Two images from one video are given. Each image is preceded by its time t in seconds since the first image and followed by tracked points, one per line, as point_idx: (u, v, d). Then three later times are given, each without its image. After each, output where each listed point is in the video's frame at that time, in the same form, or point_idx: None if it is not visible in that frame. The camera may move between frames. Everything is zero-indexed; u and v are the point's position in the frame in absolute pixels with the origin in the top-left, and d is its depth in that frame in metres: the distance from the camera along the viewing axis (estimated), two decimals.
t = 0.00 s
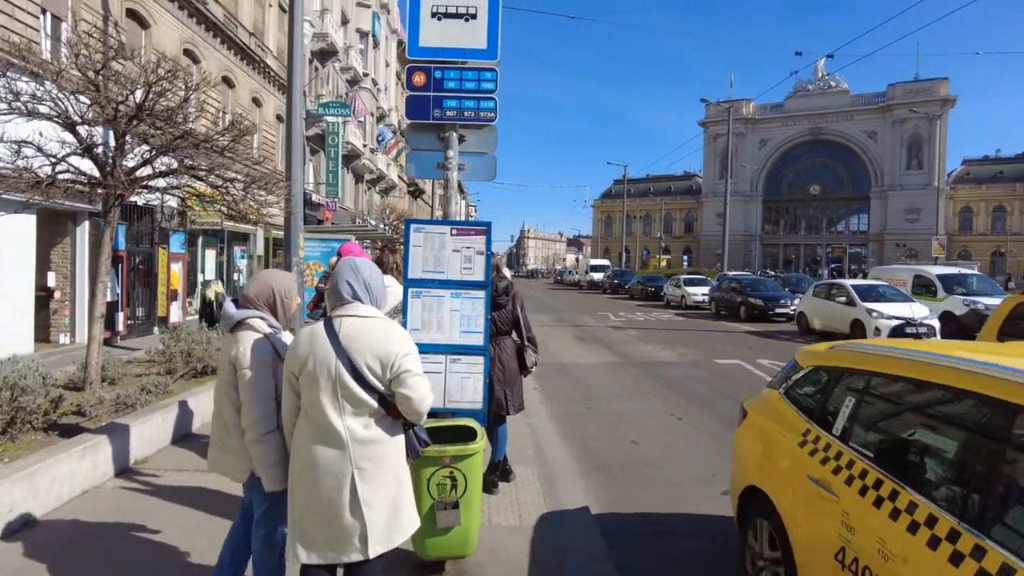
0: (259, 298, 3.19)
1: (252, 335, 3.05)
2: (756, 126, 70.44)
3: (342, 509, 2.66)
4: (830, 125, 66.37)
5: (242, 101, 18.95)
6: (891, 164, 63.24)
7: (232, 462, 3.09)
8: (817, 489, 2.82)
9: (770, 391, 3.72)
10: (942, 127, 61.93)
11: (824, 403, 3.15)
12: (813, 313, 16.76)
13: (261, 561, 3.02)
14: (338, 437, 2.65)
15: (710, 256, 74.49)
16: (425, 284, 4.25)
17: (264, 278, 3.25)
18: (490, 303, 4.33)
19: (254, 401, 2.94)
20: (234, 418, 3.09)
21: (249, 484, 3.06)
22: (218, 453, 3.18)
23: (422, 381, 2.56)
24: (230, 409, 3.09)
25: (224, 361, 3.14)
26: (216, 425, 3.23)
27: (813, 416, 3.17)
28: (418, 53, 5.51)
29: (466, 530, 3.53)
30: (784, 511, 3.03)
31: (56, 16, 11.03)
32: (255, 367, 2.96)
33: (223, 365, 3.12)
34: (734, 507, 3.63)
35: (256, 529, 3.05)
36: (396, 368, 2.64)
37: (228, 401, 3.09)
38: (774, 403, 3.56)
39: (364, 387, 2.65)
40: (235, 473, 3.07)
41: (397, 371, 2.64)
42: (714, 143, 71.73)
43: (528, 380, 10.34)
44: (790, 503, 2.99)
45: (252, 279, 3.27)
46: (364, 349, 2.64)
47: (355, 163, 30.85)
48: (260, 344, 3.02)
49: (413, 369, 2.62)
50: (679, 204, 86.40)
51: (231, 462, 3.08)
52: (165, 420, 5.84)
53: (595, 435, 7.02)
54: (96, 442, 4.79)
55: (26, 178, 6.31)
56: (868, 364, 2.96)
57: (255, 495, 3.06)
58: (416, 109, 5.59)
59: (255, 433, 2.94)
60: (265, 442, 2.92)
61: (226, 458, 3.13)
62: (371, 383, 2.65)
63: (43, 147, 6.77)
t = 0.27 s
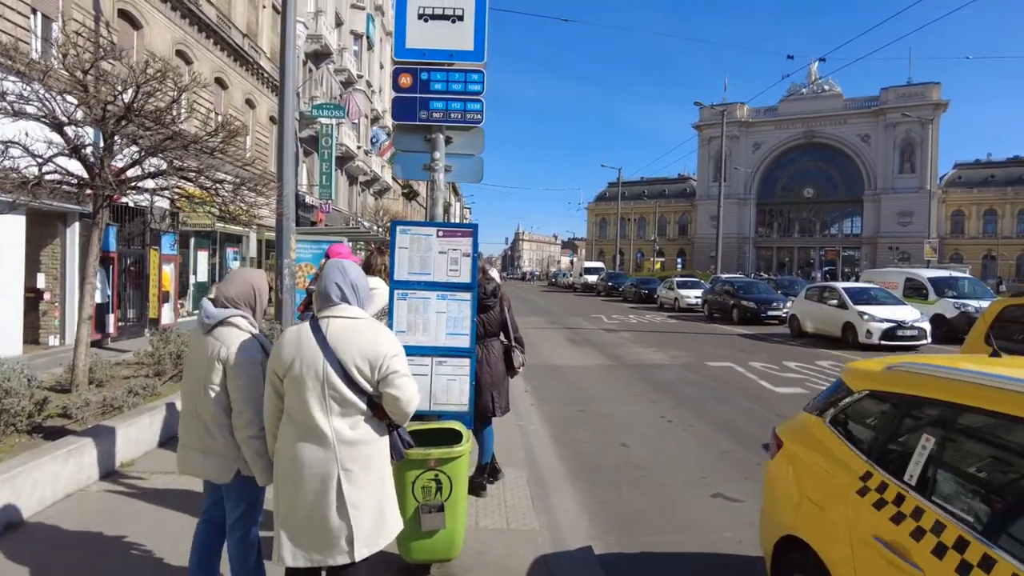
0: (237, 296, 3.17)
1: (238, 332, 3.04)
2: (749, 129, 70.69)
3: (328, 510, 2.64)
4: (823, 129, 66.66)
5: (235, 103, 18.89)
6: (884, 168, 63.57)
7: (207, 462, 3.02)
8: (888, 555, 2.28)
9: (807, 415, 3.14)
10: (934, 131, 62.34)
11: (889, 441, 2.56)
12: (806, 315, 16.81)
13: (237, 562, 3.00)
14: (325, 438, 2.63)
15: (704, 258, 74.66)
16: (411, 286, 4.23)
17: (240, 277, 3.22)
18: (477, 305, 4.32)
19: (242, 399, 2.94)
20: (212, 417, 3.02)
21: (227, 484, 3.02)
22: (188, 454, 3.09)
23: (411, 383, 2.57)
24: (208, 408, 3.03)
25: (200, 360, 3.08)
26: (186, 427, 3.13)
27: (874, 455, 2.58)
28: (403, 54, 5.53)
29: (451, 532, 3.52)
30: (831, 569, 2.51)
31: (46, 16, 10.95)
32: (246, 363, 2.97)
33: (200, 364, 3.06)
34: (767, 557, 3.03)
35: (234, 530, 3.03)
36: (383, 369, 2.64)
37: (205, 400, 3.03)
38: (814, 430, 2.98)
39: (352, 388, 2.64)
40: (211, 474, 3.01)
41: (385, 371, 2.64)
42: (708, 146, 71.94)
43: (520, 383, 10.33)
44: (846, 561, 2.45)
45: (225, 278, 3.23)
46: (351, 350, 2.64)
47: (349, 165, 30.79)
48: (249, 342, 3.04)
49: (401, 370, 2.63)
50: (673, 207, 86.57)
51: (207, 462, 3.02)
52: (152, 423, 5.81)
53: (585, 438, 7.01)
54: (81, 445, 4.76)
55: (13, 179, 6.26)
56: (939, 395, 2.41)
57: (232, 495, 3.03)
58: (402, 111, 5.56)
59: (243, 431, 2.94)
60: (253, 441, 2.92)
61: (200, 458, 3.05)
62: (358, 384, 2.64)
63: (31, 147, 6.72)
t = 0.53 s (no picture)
0: (210, 295, 3.12)
1: (216, 332, 3.01)
2: (744, 132, 70.94)
3: (316, 507, 2.58)
4: (817, 132, 66.94)
5: (228, 103, 18.82)
6: (877, 170, 63.86)
7: (182, 464, 2.96)
8: None
9: (864, 447, 2.73)
10: (926, 135, 62.70)
11: (1012, 491, 2.06)
12: (799, 317, 16.82)
13: (219, 563, 3.01)
14: (313, 434, 2.58)
15: (698, 260, 74.81)
16: (397, 287, 4.20)
17: (209, 275, 3.15)
18: (464, 306, 4.30)
19: (223, 398, 2.91)
20: (189, 419, 2.97)
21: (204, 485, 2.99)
22: (158, 456, 3.01)
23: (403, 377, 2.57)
24: (184, 409, 2.96)
25: (172, 360, 3.00)
26: (157, 430, 3.04)
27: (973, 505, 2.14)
28: (391, 53, 5.50)
29: (438, 534, 3.49)
30: None
31: (37, 14, 10.87)
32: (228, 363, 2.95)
33: (174, 364, 2.99)
34: None
35: (213, 532, 3.01)
36: (374, 364, 2.64)
37: (181, 401, 2.96)
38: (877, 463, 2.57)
39: (341, 385, 2.61)
40: (186, 476, 2.95)
41: (374, 366, 2.64)
42: (702, 148, 72.13)
43: (512, 384, 10.30)
44: None
45: (194, 276, 3.15)
46: (341, 345, 2.62)
47: (343, 165, 30.71)
48: (229, 341, 3.02)
49: (390, 365, 2.64)
50: (667, 209, 86.72)
51: (183, 465, 2.96)
52: (138, 424, 5.75)
53: (577, 441, 6.98)
54: (65, 447, 4.71)
55: None
56: None
57: (211, 497, 3.01)
58: (390, 110, 5.54)
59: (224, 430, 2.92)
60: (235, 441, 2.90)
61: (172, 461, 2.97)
62: (348, 380, 2.62)
63: (18, 146, 6.66)
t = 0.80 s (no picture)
0: (187, 296, 3.08)
1: (196, 330, 2.98)
2: (740, 134, 71.06)
3: (305, 502, 2.56)
4: (813, 133, 67.10)
5: (223, 102, 18.75)
6: (873, 172, 64.05)
7: (162, 468, 2.91)
8: None
9: (958, 495, 2.42)
10: (922, 136, 62.91)
11: None
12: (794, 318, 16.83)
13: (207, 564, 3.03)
14: (303, 428, 2.57)
15: (694, 261, 74.89)
16: (389, 287, 4.17)
17: (184, 275, 3.11)
18: (457, 306, 4.28)
19: (206, 397, 2.88)
20: (171, 419, 2.92)
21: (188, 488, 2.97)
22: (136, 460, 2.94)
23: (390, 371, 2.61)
24: (165, 410, 2.91)
25: (151, 362, 2.95)
26: (135, 432, 2.97)
27: None
28: (383, 52, 5.48)
29: (429, 537, 3.46)
30: None
31: (31, 13, 10.80)
32: (210, 361, 2.93)
33: (153, 365, 2.93)
34: None
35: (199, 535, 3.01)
36: (361, 359, 2.68)
37: (162, 401, 2.91)
38: (976, 514, 2.23)
39: (328, 381, 2.62)
40: (168, 477, 2.91)
41: (361, 362, 2.68)
42: (699, 150, 72.23)
43: (506, 385, 10.27)
44: None
45: (168, 277, 3.10)
46: (329, 341, 2.63)
47: (339, 166, 30.65)
48: (210, 340, 2.99)
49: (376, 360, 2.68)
50: (664, 210, 86.82)
51: (166, 467, 2.91)
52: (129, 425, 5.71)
53: (571, 442, 6.95)
54: (54, 448, 4.66)
55: None
56: None
57: (194, 501, 2.99)
58: (382, 109, 5.52)
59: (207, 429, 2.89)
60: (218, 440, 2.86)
61: (152, 464, 2.92)
62: (337, 374, 2.64)
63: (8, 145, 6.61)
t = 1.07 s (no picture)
0: (169, 294, 3.06)
1: (182, 329, 2.98)
2: (738, 135, 71.10)
3: (297, 494, 2.61)
4: (811, 134, 67.17)
5: (221, 102, 18.71)
6: (871, 173, 64.13)
7: (156, 468, 2.87)
8: None
9: None
10: (919, 138, 63.03)
11: None
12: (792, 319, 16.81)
13: (205, 564, 3.02)
14: (293, 421, 2.62)
15: (693, 262, 74.90)
16: (384, 286, 4.13)
17: (162, 272, 3.08)
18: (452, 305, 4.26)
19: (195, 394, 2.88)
20: (162, 417, 2.89)
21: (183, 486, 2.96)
22: (126, 462, 2.88)
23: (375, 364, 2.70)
24: (156, 409, 2.88)
25: (138, 361, 2.91)
26: (124, 434, 2.91)
27: None
28: (378, 49, 5.45)
29: (423, 538, 3.43)
30: None
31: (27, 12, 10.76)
32: (199, 358, 2.93)
33: (140, 365, 2.89)
34: None
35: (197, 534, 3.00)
36: (347, 353, 2.74)
37: (152, 400, 2.87)
38: None
39: (318, 377, 2.68)
40: (161, 476, 2.88)
41: (347, 356, 2.75)
42: (697, 151, 72.28)
43: (504, 386, 10.25)
44: None
45: (145, 277, 3.04)
46: (317, 336, 2.69)
47: (337, 166, 30.60)
48: (197, 338, 3.01)
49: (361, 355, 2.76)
50: (662, 211, 86.83)
51: (159, 466, 2.88)
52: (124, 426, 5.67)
53: (567, 443, 6.93)
54: (48, 449, 4.63)
55: None
56: None
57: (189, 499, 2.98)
58: (377, 108, 5.49)
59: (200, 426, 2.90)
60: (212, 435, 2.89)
61: (145, 464, 2.88)
62: (324, 368, 2.70)
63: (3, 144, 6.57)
